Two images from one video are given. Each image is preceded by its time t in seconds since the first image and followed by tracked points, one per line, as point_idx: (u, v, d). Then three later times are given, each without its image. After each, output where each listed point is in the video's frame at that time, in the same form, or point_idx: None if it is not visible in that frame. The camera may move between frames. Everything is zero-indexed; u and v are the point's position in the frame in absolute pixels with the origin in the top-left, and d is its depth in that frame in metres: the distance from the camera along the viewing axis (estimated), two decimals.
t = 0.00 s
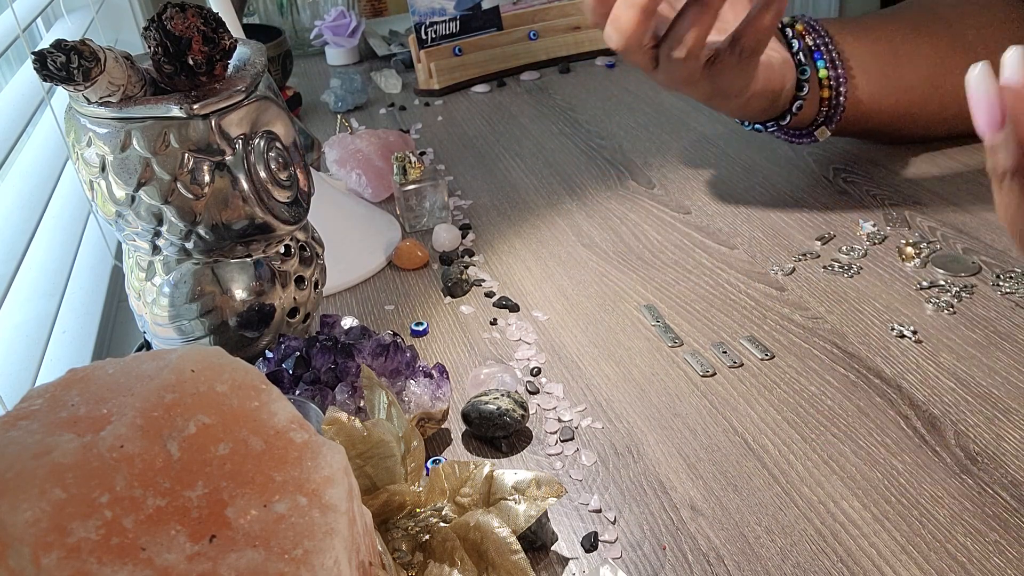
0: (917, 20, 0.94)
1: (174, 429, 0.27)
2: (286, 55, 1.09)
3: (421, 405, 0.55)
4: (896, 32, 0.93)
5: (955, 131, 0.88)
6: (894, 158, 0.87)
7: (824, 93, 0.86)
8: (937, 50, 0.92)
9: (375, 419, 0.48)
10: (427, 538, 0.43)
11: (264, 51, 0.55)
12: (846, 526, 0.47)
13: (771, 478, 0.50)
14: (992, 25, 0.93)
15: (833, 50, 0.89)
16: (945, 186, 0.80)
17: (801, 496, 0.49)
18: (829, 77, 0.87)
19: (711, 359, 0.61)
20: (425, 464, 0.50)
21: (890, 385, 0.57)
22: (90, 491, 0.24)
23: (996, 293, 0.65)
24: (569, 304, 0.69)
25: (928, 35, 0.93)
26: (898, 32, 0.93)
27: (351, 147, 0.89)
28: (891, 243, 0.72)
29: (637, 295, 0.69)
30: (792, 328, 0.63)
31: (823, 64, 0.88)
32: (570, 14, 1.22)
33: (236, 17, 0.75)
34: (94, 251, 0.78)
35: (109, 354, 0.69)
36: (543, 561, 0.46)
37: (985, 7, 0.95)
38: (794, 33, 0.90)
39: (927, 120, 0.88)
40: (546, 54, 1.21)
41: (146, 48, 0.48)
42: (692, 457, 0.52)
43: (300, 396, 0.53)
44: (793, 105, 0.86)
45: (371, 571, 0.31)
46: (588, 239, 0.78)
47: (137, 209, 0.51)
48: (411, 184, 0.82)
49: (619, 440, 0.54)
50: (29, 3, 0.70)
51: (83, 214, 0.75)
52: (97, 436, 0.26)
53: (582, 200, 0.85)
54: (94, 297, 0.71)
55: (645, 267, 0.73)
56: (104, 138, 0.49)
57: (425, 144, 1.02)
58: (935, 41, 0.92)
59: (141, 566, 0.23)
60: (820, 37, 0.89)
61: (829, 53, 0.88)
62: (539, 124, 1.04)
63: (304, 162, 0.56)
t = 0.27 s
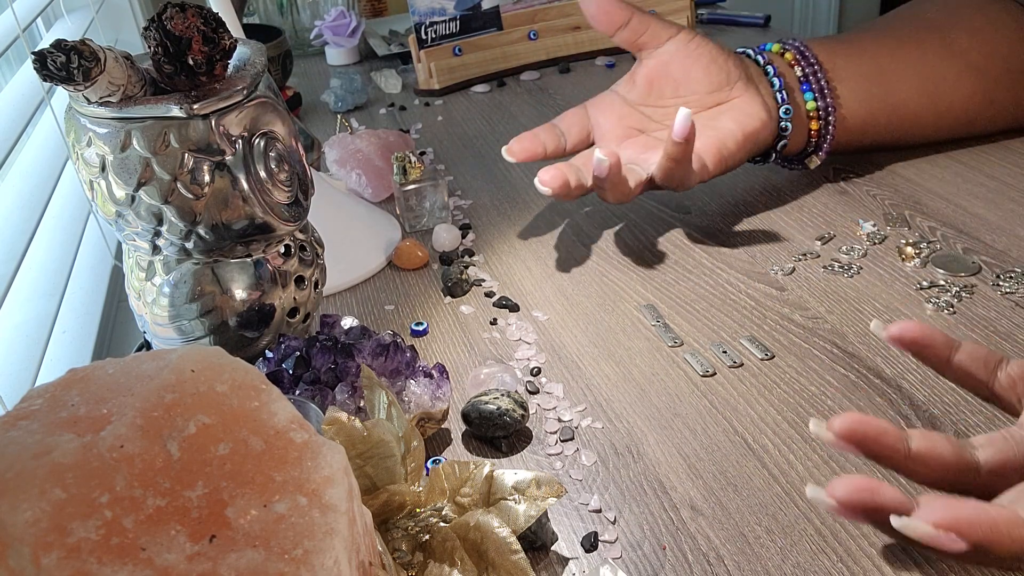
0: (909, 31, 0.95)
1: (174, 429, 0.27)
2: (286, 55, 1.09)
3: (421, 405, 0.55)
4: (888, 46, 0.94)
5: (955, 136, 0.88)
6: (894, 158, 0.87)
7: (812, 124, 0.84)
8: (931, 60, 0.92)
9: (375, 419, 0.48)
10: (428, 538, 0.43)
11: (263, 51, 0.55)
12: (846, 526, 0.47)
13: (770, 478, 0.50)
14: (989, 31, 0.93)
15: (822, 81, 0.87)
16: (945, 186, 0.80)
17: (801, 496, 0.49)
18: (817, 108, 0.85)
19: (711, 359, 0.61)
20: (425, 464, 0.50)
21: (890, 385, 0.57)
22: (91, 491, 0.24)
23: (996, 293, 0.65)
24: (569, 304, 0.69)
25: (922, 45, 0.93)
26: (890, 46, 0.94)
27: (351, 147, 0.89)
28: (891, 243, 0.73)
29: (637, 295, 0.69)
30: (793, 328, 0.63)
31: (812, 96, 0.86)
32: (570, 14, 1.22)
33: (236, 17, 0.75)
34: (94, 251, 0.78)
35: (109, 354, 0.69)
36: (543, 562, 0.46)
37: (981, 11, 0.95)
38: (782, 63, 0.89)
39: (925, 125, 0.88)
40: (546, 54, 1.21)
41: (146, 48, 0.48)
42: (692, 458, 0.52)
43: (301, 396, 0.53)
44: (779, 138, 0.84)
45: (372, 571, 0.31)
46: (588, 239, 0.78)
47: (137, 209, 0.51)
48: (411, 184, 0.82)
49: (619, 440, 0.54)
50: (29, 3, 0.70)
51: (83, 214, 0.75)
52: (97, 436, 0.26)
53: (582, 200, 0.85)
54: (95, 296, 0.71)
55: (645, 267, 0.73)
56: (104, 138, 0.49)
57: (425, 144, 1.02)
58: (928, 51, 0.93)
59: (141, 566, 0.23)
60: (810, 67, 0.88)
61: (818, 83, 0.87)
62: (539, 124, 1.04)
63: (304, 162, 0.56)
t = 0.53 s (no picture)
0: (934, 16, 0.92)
1: (174, 429, 0.27)
2: (286, 55, 1.09)
3: (421, 405, 0.55)
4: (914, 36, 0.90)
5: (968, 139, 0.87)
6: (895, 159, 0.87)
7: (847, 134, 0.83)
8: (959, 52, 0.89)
9: (375, 419, 0.48)
10: (428, 538, 0.43)
11: (263, 51, 0.55)
12: (847, 527, 0.47)
13: (770, 478, 0.50)
14: None
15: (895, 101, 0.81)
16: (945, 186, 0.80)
17: (801, 496, 0.49)
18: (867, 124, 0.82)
19: (711, 359, 0.61)
20: (425, 464, 0.50)
21: (890, 385, 0.57)
22: (90, 491, 0.24)
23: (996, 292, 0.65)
24: (569, 304, 0.69)
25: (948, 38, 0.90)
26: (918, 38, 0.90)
27: (351, 147, 0.89)
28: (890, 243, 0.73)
29: (637, 295, 0.69)
30: (793, 328, 0.63)
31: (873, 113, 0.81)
32: (570, 14, 1.21)
33: (236, 17, 0.75)
34: (94, 251, 0.78)
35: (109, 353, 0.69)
36: (543, 561, 0.46)
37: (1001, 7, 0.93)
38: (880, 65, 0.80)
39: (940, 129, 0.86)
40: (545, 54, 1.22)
41: (146, 48, 0.48)
42: (692, 458, 0.52)
43: (301, 396, 0.53)
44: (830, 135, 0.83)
45: (372, 571, 0.31)
46: (588, 239, 0.78)
47: (137, 209, 0.51)
48: (411, 184, 0.82)
49: (619, 440, 0.54)
50: (29, 3, 0.70)
51: (83, 214, 0.75)
52: (97, 436, 0.26)
53: (582, 200, 0.85)
54: (95, 296, 0.71)
55: (645, 267, 0.73)
56: (104, 138, 0.49)
57: (425, 144, 1.02)
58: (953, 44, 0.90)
59: (141, 566, 0.23)
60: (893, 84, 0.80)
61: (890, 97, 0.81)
62: (539, 124, 1.04)
63: (304, 163, 0.56)
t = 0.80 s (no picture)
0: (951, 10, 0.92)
1: (174, 429, 0.27)
2: (286, 55, 1.09)
3: (421, 405, 0.55)
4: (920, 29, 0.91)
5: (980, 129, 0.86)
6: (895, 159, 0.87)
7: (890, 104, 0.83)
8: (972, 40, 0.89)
9: (375, 419, 0.48)
10: (427, 538, 0.43)
11: (264, 51, 0.55)
12: (847, 527, 0.47)
13: (770, 478, 0.50)
14: None
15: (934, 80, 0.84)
16: (945, 186, 0.80)
17: (801, 496, 0.49)
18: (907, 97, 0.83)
19: (711, 359, 0.61)
20: (425, 464, 0.50)
21: (890, 385, 0.57)
22: (90, 491, 0.24)
23: (996, 293, 0.65)
24: (569, 304, 0.69)
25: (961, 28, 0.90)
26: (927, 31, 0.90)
27: (351, 147, 0.89)
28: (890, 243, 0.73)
29: (637, 295, 0.69)
30: (793, 328, 0.63)
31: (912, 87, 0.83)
32: (570, 14, 1.21)
33: (236, 17, 0.75)
34: (94, 251, 0.78)
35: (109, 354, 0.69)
36: (543, 561, 0.46)
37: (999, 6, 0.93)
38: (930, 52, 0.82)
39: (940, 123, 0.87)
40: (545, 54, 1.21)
41: (145, 48, 0.48)
42: (692, 458, 0.52)
43: (301, 396, 0.53)
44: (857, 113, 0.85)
45: (371, 571, 0.31)
46: (588, 239, 0.78)
47: (137, 209, 0.51)
48: (411, 184, 0.82)
49: (619, 440, 0.54)
50: (29, 3, 0.70)
51: (83, 214, 0.75)
52: (97, 436, 0.26)
53: (582, 200, 0.85)
54: (94, 296, 0.71)
55: (645, 267, 0.73)
56: (104, 138, 0.49)
57: (425, 144, 1.02)
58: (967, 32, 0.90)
59: (141, 566, 0.23)
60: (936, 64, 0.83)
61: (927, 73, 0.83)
62: (539, 124, 1.04)
63: (305, 162, 0.56)
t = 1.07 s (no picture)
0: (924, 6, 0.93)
1: (174, 429, 0.27)
2: (286, 55, 1.09)
3: (421, 405, 0.55)
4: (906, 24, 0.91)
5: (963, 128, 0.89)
6: (894, 159, 0.87)
7: (845, 91, 0.86)
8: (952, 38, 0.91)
9: (375, 419, 0.48)
10: (427, 538, 0.43)
11: (263, 51, 0.55)
12: (847, 527, 0.47)
13: (770, 478, 0.50)
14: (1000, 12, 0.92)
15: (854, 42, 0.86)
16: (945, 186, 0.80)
17: (801, 496, 0.49)
18: (850, 73, 0.85)
19: (711, 359, 0.61)
20: (425, 464, 0.50)
21: (890, 385, 0.57)
22: (90, 491, 0.24)
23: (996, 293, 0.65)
24: (569, 304, 0.69)
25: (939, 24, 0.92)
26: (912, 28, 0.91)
27: (351, 146, 0.89)
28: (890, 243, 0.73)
29: (637, 295, 0.69)
30: (793, 328, 0.63)
31: (846, 60, 0.85)
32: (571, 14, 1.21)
33: (236, 17, 0.75)
34: (94, 251, 0.78)
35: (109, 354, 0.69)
36: (543, 562, 0.46)
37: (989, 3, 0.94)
38: (816, 27, 0.87)
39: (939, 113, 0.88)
40: (545, 54, 1.21)
41: (146, 48, 0.48)
42: (692, 457, 0.52)
43: (301, 396, 0.53)
44: (812, 98, 0.85)
45: (372, 571, 0.31)
46: (588, 239, 0.78)
47: (137, 209, 0.51)
48: (411, 184, 0.82)
49: (619, 440, 0.54)
50: (29, 3, 0.70)
51: (83, 215, 0.75)
52: (97, 436, 0.26)
53: (582, 200, 0.85)
54: (95, 296, 0.71)
55: (645, 267, 0.73)
56: (104, 138, 0.49)
57: (426, 144, 1.02)
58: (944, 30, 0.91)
59: (141, 566, 0.23)
60: (842, 32, 0.87)
61: (851, 48, 0.86)
62: (539, 125, 1.04)
63: (304, 162, 0.56)
